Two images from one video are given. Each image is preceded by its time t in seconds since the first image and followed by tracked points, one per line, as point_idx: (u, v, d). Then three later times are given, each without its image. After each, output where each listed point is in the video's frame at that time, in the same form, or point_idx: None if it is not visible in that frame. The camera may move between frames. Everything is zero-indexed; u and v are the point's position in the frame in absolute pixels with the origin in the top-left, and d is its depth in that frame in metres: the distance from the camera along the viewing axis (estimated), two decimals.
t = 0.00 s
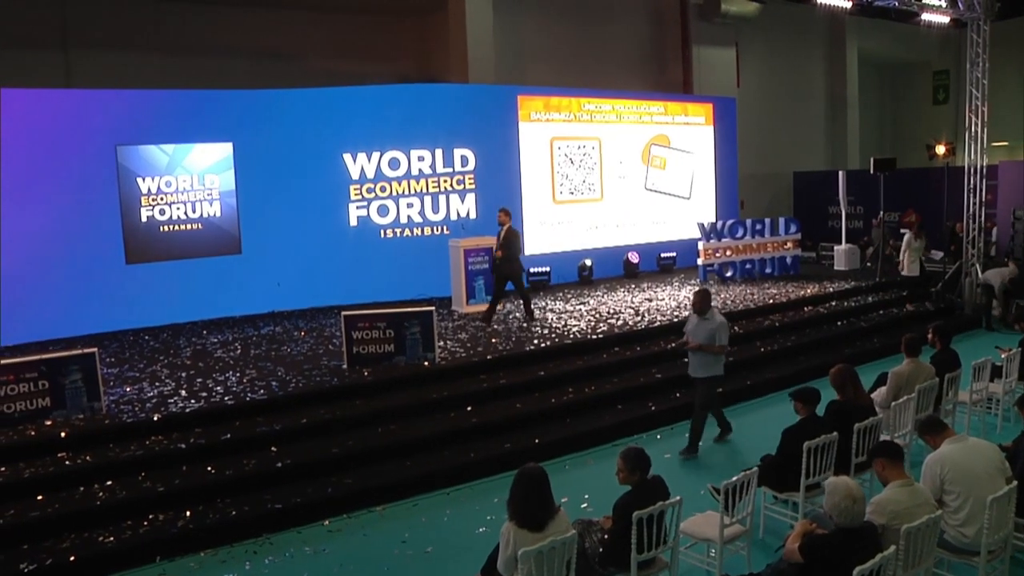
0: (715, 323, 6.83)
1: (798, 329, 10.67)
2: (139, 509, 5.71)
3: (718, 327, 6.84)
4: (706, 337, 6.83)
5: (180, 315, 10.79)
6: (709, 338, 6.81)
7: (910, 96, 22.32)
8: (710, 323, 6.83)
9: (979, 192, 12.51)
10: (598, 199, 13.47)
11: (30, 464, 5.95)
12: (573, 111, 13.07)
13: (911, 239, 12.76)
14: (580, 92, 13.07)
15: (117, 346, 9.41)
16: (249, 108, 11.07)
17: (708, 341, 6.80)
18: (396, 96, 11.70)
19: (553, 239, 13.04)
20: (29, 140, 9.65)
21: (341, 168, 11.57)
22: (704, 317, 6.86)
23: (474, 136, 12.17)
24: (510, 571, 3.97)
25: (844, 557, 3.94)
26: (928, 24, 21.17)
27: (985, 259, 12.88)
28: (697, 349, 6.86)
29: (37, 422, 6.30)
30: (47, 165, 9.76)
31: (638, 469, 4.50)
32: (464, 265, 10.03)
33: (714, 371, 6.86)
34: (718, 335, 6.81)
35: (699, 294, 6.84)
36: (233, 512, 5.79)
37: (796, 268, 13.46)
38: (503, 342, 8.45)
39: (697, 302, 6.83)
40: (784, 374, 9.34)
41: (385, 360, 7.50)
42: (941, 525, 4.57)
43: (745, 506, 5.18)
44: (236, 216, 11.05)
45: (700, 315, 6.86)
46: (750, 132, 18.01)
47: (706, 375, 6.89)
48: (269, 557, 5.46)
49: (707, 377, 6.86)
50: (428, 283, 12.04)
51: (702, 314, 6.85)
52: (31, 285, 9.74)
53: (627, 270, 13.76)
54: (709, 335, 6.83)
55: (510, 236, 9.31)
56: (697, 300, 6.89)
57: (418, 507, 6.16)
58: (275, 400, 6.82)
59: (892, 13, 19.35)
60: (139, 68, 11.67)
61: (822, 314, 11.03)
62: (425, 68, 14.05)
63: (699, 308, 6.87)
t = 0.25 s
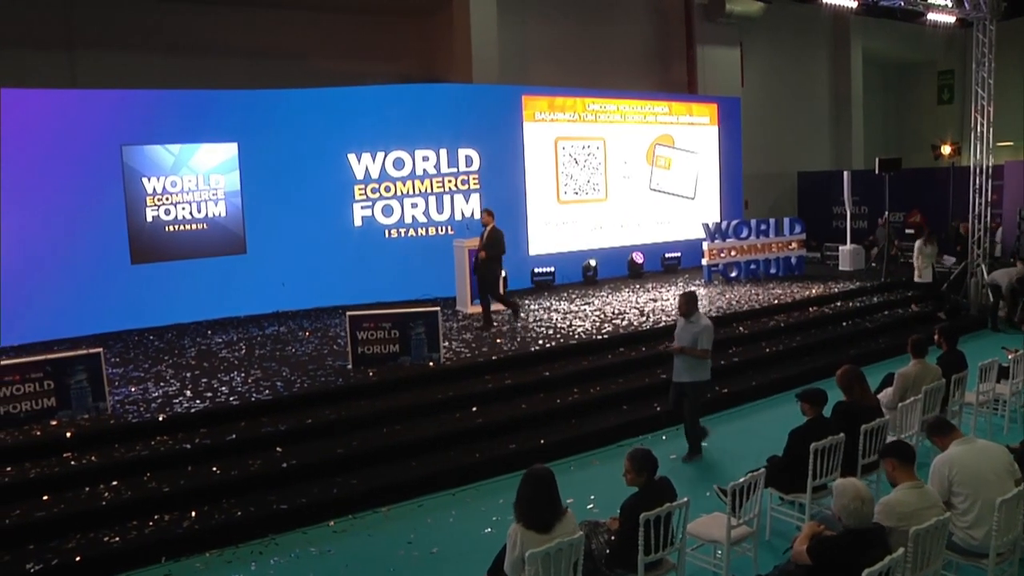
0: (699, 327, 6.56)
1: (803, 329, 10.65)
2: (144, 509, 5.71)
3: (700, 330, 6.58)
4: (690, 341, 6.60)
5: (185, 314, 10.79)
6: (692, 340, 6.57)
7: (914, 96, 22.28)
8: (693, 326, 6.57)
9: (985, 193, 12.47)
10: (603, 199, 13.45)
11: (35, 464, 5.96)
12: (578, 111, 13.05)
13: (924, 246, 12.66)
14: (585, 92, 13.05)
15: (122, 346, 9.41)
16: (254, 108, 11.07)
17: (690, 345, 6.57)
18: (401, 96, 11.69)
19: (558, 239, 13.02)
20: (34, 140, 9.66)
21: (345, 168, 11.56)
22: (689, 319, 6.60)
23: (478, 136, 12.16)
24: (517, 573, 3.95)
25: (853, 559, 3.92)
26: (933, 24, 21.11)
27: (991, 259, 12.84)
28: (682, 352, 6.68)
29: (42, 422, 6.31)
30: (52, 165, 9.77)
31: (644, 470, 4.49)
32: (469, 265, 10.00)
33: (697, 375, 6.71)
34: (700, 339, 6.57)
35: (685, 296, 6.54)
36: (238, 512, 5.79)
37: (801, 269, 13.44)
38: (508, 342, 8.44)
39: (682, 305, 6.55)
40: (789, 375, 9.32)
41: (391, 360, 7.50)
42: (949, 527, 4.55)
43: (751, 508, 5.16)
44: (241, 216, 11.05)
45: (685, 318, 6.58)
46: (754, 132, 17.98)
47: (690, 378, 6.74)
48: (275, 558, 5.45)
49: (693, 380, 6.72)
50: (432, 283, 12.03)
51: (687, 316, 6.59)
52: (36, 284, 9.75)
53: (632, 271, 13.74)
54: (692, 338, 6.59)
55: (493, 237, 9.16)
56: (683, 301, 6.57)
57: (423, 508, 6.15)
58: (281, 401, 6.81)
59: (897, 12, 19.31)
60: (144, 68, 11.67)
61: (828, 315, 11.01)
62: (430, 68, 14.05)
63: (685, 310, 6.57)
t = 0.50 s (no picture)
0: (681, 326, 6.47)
1: (811, 330, 10.61)
2: (153, 509, 5.70)
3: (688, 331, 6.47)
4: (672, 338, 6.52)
5: (192, 314, 10.79)
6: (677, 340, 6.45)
7: (921, 96, 22.20)
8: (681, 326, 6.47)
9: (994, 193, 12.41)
10: (610, 199, 13.42)
11: (44, 464, 5.96)
12: (585, 111, 13.02)
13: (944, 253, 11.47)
14: (591, 91, 13.03)
15: (129, 346, 9.41)
16: (261, 108, 11.08)
17: (675, 345, 6.44)
18: (407, 96, 11.68)
19: (564, 239, 12.99)
20: (42, 139, 9.69)
21: (352, 168, 11.55)
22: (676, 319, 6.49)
23: (485, 136, 12.14)
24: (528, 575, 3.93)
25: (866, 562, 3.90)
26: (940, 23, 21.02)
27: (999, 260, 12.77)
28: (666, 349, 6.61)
29: (51, 421, 6.31)
30: (60, 164, 9.79)
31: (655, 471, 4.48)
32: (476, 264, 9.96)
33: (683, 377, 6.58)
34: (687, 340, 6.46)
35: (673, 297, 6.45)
36: (246, 512, 5.78)
37: (809, 269, 13.36)
38: (515, 342, 8.42)
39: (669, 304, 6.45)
40: (798, 375, 9.29)
41: (398, 360, 7.48)
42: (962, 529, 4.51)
43: (762, 509, 5.14)
44: (248, 215, 11.05)
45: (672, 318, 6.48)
46: (761, 132, 17.93)
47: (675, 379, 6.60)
48: (283, 559, 5.44)
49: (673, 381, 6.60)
50: (439, 283, 12.01)
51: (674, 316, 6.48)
52: (45, 283, 9.77)
53: (638, 271, 13.71)
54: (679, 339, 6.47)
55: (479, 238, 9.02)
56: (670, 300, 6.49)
57: (431, 509, 6.13)
58: (288, 401, 6.80)
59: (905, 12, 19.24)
60: (150, 67, 11.68)
61: (836, 316, 10.96)
62: (436, 67, 14.03)
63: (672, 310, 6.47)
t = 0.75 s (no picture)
0: (671, 327, 6.38)
1: (818, 330, 10.58)
2: (160, 509, 5.69)
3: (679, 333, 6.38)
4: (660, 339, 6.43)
5: (198, 313, 10.80)
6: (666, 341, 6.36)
7: (928, 95, 22.13)
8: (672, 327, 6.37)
9: (1002, 192, 12.35)
10: (616, 198, 13.39)
11: (51, 463, 5.96)
12: (591, 110, 13.00)
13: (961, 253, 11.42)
14: (598, 91, 13.00)
15: (136, 345, 9.42)
16: (268, 108, 11.09)
17: (664, 346, 6.35)
18: (415, 96, 11.68)
19: (571, 239, 12.97)
20: (49, 140, 9.70)
21: (358, 167, 11.54)
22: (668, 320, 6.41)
23: (492, 135, 12.13)
24: None
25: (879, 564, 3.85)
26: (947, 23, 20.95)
27: (1008, 260, 12.71)
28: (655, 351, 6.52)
29: (58, 421, 6.31)
30: (66, 164, 9.80)
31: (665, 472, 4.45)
32: (483, 264, 9.93)
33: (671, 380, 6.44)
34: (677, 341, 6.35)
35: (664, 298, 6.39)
36: (254, 512, 5.77)
37: (815, 269, 13.35)
38: (522, 342, 8.40)
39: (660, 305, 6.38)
40: (805, 375, 9.26)
41: (405, 360, 7.46)
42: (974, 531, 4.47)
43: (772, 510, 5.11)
44: (254, 215, 11.05)
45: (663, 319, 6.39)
46: (767, 131, 17.89)
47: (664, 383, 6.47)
48: (290, 558, 5.43)
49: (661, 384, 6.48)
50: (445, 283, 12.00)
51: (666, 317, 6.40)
52: (54, 282, 9.79)
53: (645, 270, 13.67)
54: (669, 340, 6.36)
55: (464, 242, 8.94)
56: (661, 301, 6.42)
57: (439, 509, 6.12)
58: (295, 400, 6.79)
59: (911, 11, 19.18)
60: (157, 66, 11.69)
61: (843, 315, 10.93)
62: (442, 67, 14.02)
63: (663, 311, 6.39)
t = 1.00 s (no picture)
0: (662, 330, 6.33)
1: (826, 330, 10.54)
2: (168, 509, 5.69)
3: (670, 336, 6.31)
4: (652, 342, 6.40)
5: (205, 313, 10.81)
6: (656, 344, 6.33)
7: (935, 95, 22.05)
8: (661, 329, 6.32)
9: (1012, 192, 12.28)
10: (623, 198, 13.36)
11: (59, 463, 5.95)
12: (598, 110, 12.96)
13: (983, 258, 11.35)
14: (605, 90, 12.96)
15: (143, 345, 9.43)
16: (276, 108, 11.10)
17: (654, 350, 6.32)
18: (422, 96, 11.67)
19: (577, 238, 12.94)
20: (57, 140, 9.71)
21: (365, 167, 11.53)
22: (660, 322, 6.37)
23: (499, 135, 12.11)
24: None
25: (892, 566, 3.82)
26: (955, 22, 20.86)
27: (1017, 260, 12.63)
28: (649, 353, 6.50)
29: (66, 420, 6.31)
30: (74, 164, 9.81)
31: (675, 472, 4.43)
32: (490, 263, 9.90)
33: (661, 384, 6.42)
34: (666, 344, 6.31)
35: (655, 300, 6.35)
36: (262, 512, 5.76)
37: (823, 269, 13.31)
38: (530, 342, 8.37)
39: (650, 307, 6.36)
40: (813, 375, 9.22)
41: (413, 360, 7.44)
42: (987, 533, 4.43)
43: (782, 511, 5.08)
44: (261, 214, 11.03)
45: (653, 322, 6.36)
46: (773, 131, 17.83)
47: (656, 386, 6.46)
48: (298, 559, 5.42)
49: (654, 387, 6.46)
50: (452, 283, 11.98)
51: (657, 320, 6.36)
52: (63, 281, 9.80)
53: (652, 270, 13.63)
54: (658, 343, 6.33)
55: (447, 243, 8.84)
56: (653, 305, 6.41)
57: (447, 509, 6.10)
58: (303, 400, 6.77)
59: (919, 11, 19.10)
60: (164, 66, 11.70)
61: (851, 315, 10.87)
62: (449, 67, 14.01)
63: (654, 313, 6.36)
